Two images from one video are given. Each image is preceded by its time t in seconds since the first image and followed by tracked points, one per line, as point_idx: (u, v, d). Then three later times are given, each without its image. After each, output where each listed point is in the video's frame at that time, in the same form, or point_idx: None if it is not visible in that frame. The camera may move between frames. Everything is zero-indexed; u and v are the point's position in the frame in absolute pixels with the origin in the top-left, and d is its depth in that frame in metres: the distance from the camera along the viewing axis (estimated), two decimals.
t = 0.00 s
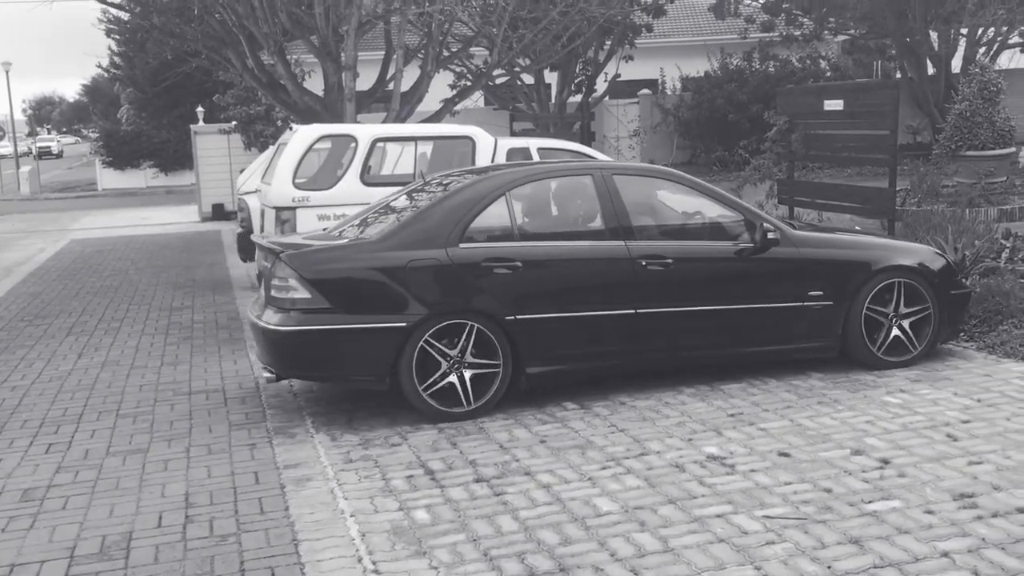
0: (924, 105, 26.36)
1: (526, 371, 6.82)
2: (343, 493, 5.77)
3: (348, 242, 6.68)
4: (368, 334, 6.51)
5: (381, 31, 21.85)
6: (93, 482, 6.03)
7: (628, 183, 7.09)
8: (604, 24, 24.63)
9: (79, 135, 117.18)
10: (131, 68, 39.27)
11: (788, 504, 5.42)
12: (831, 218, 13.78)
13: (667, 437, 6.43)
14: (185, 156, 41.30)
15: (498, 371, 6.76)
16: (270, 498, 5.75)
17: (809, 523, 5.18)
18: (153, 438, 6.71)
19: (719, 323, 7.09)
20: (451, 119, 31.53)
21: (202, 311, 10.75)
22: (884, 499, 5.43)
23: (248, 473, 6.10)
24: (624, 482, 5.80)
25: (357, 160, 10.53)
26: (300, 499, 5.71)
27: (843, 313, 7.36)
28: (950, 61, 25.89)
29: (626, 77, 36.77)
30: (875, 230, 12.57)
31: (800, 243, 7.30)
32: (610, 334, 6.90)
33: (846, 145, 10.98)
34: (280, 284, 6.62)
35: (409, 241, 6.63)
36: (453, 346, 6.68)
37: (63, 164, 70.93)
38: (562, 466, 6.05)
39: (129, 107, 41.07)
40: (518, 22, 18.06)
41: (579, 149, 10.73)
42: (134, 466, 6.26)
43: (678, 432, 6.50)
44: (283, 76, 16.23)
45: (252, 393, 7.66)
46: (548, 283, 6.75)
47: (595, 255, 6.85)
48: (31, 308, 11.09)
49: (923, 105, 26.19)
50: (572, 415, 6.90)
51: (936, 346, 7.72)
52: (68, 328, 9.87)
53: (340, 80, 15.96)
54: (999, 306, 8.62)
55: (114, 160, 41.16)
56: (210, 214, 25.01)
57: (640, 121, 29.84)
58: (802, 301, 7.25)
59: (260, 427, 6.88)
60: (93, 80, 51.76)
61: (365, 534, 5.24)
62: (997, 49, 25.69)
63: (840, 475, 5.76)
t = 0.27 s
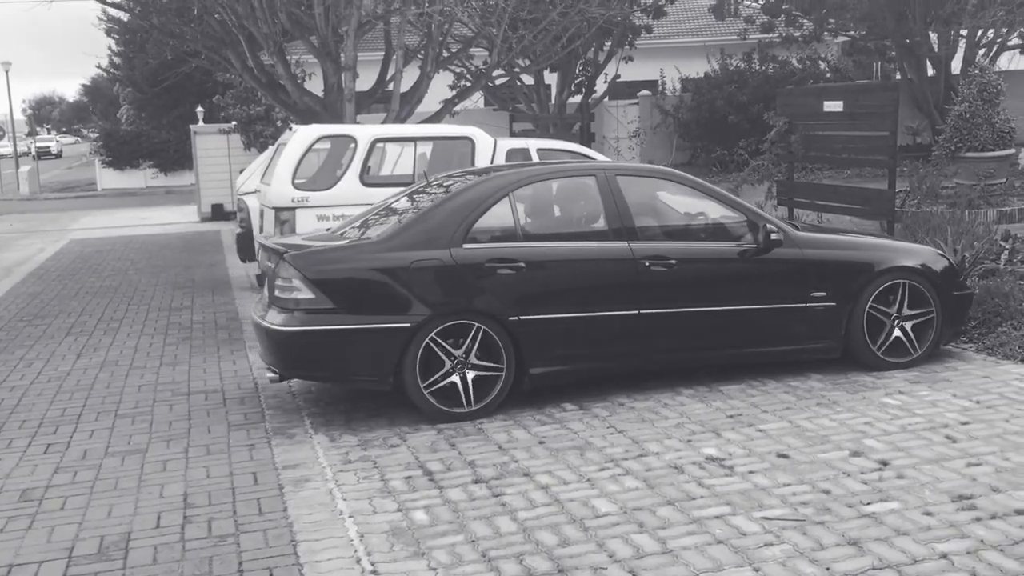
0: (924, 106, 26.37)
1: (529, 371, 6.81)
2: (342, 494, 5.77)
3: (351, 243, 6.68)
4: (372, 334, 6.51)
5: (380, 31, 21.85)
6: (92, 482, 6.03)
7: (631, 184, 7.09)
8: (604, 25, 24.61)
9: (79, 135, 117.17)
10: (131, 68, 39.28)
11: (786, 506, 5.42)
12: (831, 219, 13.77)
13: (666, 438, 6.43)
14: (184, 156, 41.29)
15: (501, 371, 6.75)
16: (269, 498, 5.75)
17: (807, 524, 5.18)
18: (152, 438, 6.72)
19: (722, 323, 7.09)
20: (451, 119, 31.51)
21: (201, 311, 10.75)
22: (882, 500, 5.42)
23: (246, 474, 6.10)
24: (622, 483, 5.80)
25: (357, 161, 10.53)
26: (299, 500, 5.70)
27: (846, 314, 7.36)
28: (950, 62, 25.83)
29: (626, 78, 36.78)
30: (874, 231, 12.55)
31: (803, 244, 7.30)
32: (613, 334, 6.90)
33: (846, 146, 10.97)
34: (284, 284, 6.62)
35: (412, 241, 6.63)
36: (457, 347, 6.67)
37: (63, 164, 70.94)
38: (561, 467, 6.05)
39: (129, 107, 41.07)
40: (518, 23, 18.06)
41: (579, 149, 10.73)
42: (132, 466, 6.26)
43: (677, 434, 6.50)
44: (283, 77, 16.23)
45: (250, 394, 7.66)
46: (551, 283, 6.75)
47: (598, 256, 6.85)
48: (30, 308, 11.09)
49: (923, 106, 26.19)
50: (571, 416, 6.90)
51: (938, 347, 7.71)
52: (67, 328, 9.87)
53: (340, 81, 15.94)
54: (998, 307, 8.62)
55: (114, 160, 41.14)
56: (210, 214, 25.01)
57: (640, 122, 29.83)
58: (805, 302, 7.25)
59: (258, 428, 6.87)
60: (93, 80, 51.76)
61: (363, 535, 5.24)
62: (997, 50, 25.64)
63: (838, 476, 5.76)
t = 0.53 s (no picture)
0: (925, 107, 26.38)
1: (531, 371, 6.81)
2: (341, 494, 5.77)
3: (355, 243, 6.68)
4: (375, 334, 6.51)
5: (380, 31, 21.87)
6: (91, 482, 6.03)
7: (634, 184, 7.09)
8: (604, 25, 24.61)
9: (81, 135, 117.22)
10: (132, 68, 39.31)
11: (786, 507, 5.41)
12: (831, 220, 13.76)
13: (665, 439, 6.42)
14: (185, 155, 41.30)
15: (504, 371, 6.74)
16: (268, 498, 5.74)
17: (806, 525, 5.17)
18: (151, 438, 6.71)
19: (725, 324, 7.08)
20: (451, 120, 31.52)
21: (201, 311, 10.75)
22: (882, 501, 5.41)
23: (246, 474, 6.10)
24: (621, 484, 5.79)
25: (357, 161, 10.53)
26: (298, 500, 5.70)
27: (849, 315, 7.35)
28: (950, 63, 25.83)
29: (627, 78, 36.78)
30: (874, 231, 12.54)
31: (806, 245, 7.29)
32: (615, 335, 6.89)
33: (846, 147, 10.96)
34: (287, 284, 6.62)
35: (416, 241, 6.63)
36: (460, 347, 6.67)
37: (64, 164, 70.96)
38: (560, 468, 6.04)
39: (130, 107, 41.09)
40: (518, 24, 18.07)
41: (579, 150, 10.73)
42: (132, 466, 6.26)
43: (676, 435, 6.49)
44: (283, 77, 16.23)
45: (250, 394, 7.66)
46: (555, 284, 6.74)
47: (602, 256, 6.85)
48: (30, 307, 11.10)
49: (924, 107, 26.21)
50: (570, 417, 6.89)
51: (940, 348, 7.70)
52: (67, 328, 9.88)
53: (340, 81, 15.92)
54: (998, 309, 8.61)
55: (114, 160, 41.14)
56: (210, 214, 25.02)
57: (640, 123, 29.83)
58: (808, 303, 7.24)
59: (257, 428, 6.87)
60: (94, 80, 51.79)
61: (362, 536, 5.24)
62: (997, 52, 25.65)
63: (838, 477, 5.76)
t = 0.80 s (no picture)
0: (925, 107, 26.40)
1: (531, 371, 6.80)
2: (340, 494, 5.77)
3: (356, 243, 6.68)
4: (377, 334, 6.50)
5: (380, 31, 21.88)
6: (90, 482, 6.02)
7: (635, 184, 7.08)
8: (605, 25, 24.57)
9: (82, 135, 117.25)
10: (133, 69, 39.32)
11: (785, 507, 5.40)
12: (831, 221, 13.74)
13: (665, 439, 6.42)
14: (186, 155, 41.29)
15: (505, 371, 6.74)
16: (267, 498, 5.74)
17: (806, 526, 5.16)
18: (150, 438, 6.71)
19: (727, 324, 7.08)
20: (452, 120, 31.51)
21: (201, 311, 10.75)
22: (881, 502, 5.41)
23: (245, 474, 6.09)
24: (620, 484, 5.79)
25: (357, 161, 10.53)
26: (298, 500, 5.70)
27: (850, 315, 7.35)
28: (950, 64, 25.85)
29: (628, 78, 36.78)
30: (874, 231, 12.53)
31: (807, 245, 7.29)
32: (617, 335, 6.89)
33: (846, 147, 10.96)
34: (289, 284, 6.61)
35: (418, 241, 6.63)
36: (462, 347, 6.66)
37: (64, 164, 70.95)
38: (560, 468, 6.04)
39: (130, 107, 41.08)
40: (518, 24, 18.07)
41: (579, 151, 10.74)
42: (131, 466, 6.26)
43: (676, 435, 6.49)
44: (283, 76, 16.22)
45: (249, 393, 7.66)
46: (556, 284, 6.74)
47: (603, 256, 6.84)
48: (30, 307, 11.09)
49: (924, 107, 26.23)
50: (570, 417, 6.89)
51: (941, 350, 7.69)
52: (67, 328, 9.87)
53: (340, 81, 15.86)
54: (998, 309, 8.60)
55: (115, 160, 41.13)
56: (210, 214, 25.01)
57: (641, 123, 29.81)
58: (810, 303, 7.24)
59: (256, 428, 6.86)
60: (95, 80, 51.78)
61: (361, 536, 5.23)
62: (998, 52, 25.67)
63: (838, 478, 5.75)
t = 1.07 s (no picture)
0: (926, 109, 26.43)
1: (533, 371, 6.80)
2: (340, 493, 5.77)
3: (359, 243, 6.68)
4: (380, 333, 6.51)
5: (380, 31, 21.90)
6: (90, 481, 6.03)
7: (637, 184, 7.08)
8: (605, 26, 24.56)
9: (84, 135, 117.34)
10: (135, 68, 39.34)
11: (785, 508, 5.40)
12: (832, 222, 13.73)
13: (665, 440, 6.42)
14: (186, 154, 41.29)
15: (507, 370, 6.74)
16: (267, 498, 5.74)
17: (805, 527, 5.16)
18: (151, 438, 6.71)
19: (730, 324, 7.08)
20: (452, 120, 31.52)
21: (202, 311, 10.75)
22: (881, 502, 5.41)
23: (245, 473, 6.10)
24: (620, 484, 5.79)
25: (358, 161, 10.53)
26: (298, 500, 5.70)
27: (852, 316, 7.34)
28: (951, 65, 25.85)
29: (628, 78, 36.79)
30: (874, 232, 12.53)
31: (810, 245, 7.28)
32: (619, 334, 6.89)
33: (847, 148, 10.95)
34: (292, 283, 6.61)
35: (420, 241, 6.63)
36: (464, 346, 6.67)
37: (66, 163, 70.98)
38: (560, 468, 6.04)
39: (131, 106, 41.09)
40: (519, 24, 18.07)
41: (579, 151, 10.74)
42: (132, 465, 6.26)
43: (676, 435, 6.48)
44: (285, 76, 16.22)
45: (249, 393, 7.67)
46: (559, 284, 6.74)
47: (606, 256, 6.84)
48: (31, 306, 11.10)
49: (925, 108, 26.25)
50: (570, 417, 6.89)
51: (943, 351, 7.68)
52: (69, 327, 9.88)
53: (341, 80, 15.84)
54: (999, 310, 8.60)
55: (116, 160, 41.13)
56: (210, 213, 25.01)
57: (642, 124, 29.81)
58: (812, 303, 7.23)
59: (256, 428, 6.86)
60: (96, 80, 51.81)
61: (361, 535, 5.24)
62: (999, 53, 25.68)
63: (837, 479, 5.74)
